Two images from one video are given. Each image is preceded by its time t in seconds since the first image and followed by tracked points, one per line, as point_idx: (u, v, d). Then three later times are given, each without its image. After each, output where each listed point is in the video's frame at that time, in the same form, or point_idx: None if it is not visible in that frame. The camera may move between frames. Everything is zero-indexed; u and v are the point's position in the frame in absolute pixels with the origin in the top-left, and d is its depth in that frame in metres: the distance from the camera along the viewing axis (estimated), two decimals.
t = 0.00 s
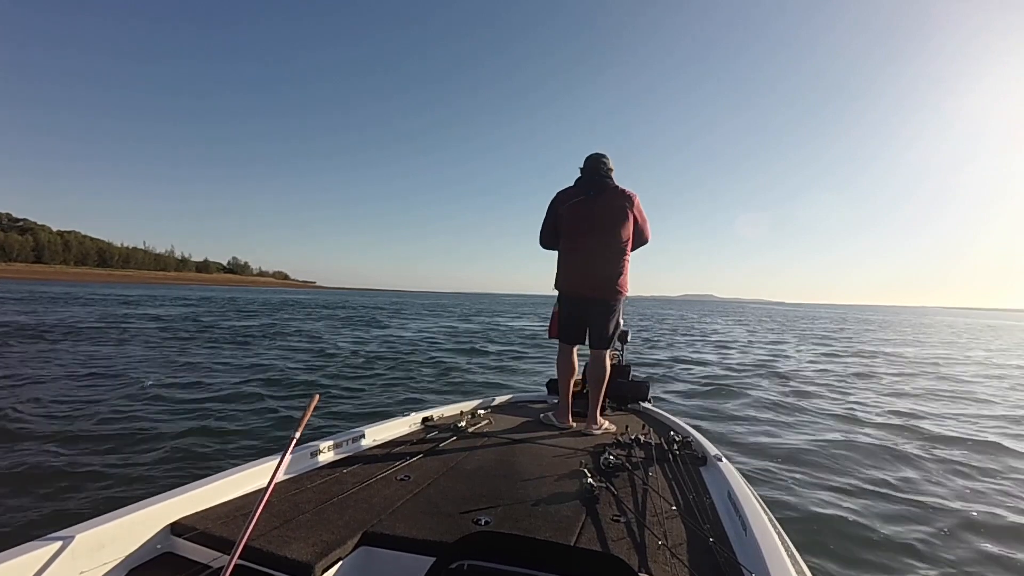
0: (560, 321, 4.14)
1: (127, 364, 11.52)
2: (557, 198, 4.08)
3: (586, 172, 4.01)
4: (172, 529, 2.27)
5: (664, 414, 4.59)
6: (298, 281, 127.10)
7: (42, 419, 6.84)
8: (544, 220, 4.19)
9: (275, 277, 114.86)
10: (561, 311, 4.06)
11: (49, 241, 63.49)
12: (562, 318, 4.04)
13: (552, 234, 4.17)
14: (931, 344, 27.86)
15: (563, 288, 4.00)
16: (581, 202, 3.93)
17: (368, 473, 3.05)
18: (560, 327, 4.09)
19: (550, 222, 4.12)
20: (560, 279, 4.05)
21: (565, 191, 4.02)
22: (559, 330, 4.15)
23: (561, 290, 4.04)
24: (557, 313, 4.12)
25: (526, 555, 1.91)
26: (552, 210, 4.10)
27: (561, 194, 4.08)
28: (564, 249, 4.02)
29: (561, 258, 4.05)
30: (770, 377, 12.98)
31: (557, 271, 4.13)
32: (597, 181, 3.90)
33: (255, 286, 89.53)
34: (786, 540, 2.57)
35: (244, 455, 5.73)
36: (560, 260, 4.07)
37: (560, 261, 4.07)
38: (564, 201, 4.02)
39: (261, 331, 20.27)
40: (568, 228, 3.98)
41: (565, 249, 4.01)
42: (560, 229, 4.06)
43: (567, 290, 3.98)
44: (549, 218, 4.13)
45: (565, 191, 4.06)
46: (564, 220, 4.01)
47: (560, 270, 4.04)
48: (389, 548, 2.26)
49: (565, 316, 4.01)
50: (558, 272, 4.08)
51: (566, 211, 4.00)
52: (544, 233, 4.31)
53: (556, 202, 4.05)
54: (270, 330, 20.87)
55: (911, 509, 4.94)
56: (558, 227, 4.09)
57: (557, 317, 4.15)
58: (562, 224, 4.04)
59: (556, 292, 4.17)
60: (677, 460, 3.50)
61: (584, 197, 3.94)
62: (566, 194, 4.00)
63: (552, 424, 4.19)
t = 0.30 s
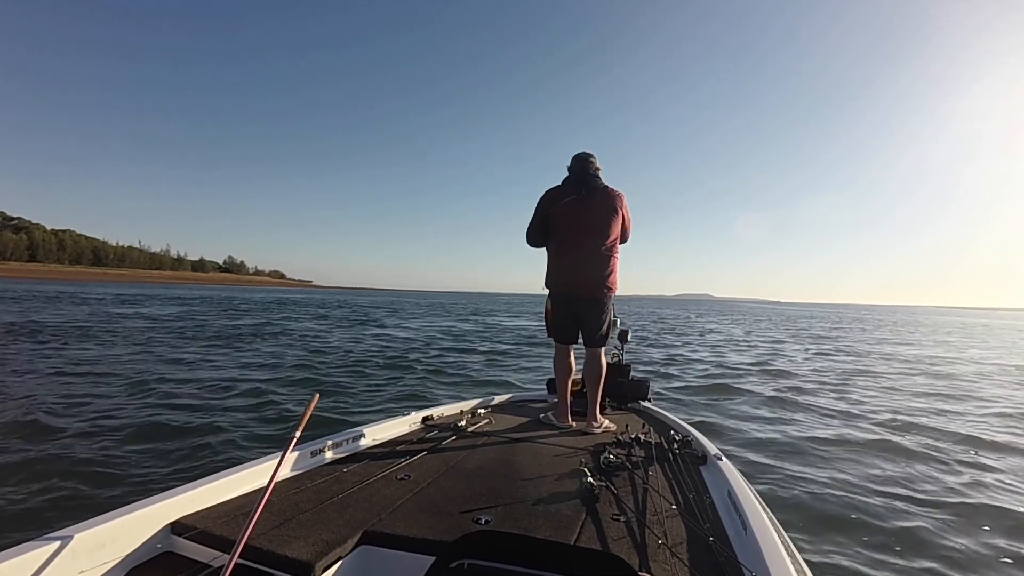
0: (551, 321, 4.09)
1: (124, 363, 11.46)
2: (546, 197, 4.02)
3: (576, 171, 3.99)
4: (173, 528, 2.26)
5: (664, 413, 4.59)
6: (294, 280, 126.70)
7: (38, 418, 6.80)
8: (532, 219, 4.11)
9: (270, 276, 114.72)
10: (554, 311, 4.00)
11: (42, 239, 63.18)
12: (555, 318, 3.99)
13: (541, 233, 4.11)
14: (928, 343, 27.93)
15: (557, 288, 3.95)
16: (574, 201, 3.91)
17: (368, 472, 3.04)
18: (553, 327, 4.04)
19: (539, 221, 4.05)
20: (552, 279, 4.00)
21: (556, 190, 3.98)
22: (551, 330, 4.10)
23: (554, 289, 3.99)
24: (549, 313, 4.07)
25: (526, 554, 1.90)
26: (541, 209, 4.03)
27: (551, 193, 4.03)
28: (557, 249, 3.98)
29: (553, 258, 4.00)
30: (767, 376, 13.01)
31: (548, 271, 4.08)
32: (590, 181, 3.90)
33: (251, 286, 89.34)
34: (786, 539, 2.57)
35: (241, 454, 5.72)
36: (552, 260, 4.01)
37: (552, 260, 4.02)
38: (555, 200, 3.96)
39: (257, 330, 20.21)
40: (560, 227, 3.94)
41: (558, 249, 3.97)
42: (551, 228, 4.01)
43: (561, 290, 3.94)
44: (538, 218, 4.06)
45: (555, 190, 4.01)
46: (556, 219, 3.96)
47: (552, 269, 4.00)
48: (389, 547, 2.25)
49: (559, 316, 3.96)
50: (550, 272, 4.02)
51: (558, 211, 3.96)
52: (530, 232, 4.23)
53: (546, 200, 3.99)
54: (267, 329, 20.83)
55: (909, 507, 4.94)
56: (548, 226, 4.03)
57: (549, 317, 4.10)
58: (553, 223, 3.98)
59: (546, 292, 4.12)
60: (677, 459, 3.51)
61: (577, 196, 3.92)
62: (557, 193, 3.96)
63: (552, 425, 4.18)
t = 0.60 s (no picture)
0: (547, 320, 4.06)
1: (122, 362, 11.43)
2: (542, 195, 3.96)
3: (571, 171, 3.97)
4: (172, 529, 2.26)
5: (663, 413, 4.60)
6: (293, 279, 126.45)
7: (36, 416, 6.78)
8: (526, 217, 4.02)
9: (268, 275, 114.55)
10: (553, 311, 3.97)
11: (39, 236, 62.97)
12: (553, 318, 3.95)
13: (536, 232, 4.04)
14: (926, 346, 27.97)
15: (556, 288, 3.92)
16: (573, 201, 3.89)
17: (368, 473, 3.04)
18: (550, 327, 4.00)
19: (535, 220, 3.98)
20: (551, 279, 3.95)
21: (553, 189, 3.93)
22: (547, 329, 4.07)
23: (552, 289, 3.95)
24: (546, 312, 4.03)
25: (526, 555, 1.90)
26: (538, 207, 3.96)
27: (547, 191, 3.96)
28: (555, 249, 3.94)
29: (550, 257, 3.97)
30: (765, 378, 13.03)
31: (544, 270, 4.03)
32: (588, 181, 3.90)
33: (248, 284, 89.21)
34: (786, 540, 2.58)
35: (240, 454, 5.71)
36: (549, 259, 3.97)
37: (550, 260, 3.98)
38: (552, 200, 3.91)
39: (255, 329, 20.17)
40: (559, 227, 3.91)
41: (556, 249, 3.94)
42: (549, 228, 3.96)
43: (561, 290, 3.91)
44: (534, 216, 3.98)
45: (551, 189, 3.95)
46: (554, 219, 3.92)
47: (550, 269, 3.96)
48: (389, 548, 2.25)
49: (558, 315, 3.93)
50: (547, 272, 3.99)
51: (556, 210, 3.91)
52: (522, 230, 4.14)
53: (543, 199, 3.93)
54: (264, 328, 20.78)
55: (909, 510, 4.95)
56: (545, 225, 3.98)
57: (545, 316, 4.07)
58: (551, 222, 3.94)
59: (541, 291, 4.08)
60: (676, 460, 3.52)
61: (576, 196, 3.90)
62: (555, 193, 3.91)
63: (552, 425, 4.19)
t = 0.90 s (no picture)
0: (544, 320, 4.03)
1: (119, 360, 11.39)
2: (542, 194, 3.91)
3: (570, 171, 3.97)
4: (172, 528, 2.26)
5: (663, 413, 4.60)
6: (291, 277, 126.15)
7: (33, 414, 6.75)
8: (524, 216, 3.95)
9: (266, 273, 114.32)
10: (551, 310, 3.93)
11: (35, 233, 62.73)
12: (552, 318, 3.92)
13: (534, 231, 3.99)
14: (924, 348, 28.01)
15: (557, 288, 3.89)
16: (574, 201, 3.89)
17: (367, 473, 3.04)
18: (547, 327, 3.97)
19: (535, 219, 3.92)
20: (550, 278, 3.92)
21: (553, 189, 3.90)
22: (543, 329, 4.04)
23: (552, 289, 3.92)
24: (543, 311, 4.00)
25: (526, 555, 1.90)
26: (538, 206, 3.91)
27: (546, 190, 3.92)
28: (555, 248, 3.92)
29: (550, 257, 3.93)
30: (763, 379, 13.05)
31: (541, 269, 3.99)
32: (588, 182, 3.92)
33: (246, 282, 89.01)
34: (785, 540, 2.58)
35: (239, 453, 5.71)
36: (549, 258, 3.94)
37: (549, 259, 3.94)
38: (553, 199, 3.89)
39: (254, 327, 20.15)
40: (560, 227, 3.89)
41: (556, 248, 3.91)
42: (549, 227, 3.92)
43: (561, 290, 3.89)
44: (534, 215, 3.92)
45: (551, 188, 3.92)
46: (555, 218, 3.89)
47: (549, 269, 3.92)
48: (389, 547, 2.25)
49: (558, 315, 3.90)
50: (546, 271, 3.95)
51: (557, 210, 3.89)
52: (518, 228, 4.07)
53: (543, 198, 3.89)
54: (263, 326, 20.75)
55: (908, 511, 4.95)
56: (545, 224, 3.94)
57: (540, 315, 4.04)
58: (551, 222, 3.91)
59: (538, 290, 4.03)
60: (676, 460, 3.52)
61: (576, 196, 3.91)
62: (555, 192, 3.89)
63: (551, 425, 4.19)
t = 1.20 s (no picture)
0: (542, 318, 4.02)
1: (117, 359, 11.35)
2: (542, 193, 3.89)
3: (569, 170, 3.97)
4: (170, 527, 2.25)
5: (661, 412, 4.60)
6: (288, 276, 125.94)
7: (30, 414, 6.73)
8: (523, 214, 3.93)
9: (264, 272, 114.11)
10: (551, 309, 3.92)
11: (31, 232, 62.51)
12: (552, 317, 3.90)
13: (533, 230, 3.96)
14: (922, 347, 28.09)
15: (557, 286, 3.88)
16: (574, 201, 3.89)
17: (365, 472, 3.03)
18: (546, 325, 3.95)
19: (535, 218, 3.91)
20: (551, 277, 3.90)
21: (553, 188, 3.89)
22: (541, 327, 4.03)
23: (552, 288, 3.90)
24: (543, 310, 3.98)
25: (525, 554, 1.89)
26: (537, 205, 3.89)
27: (546, 189, 3.90)
28: (555, 247, 3.91)
29: (550, 256, 3.92)
30: (762, 378, 13.05)
31: (540, 268, 3.97)
32: (588, 182, 3.92)
33: (243, 281, 88.81)
34: (785, 539, 2.59)
35: (237, 452, 5.68)
36: (548, 257, 3.92)
37: (548, 258, 3.93)
38: (553, 199, 3.88)
39: (252, 327, 20.09)
40: (560, 226, 3.88)
41: (557, 247, 3.90)
42: (549, 226, 3.91)
43: (562, 288, 3.88)
44: (534, 213, 3.90)
45: (550, 187, 3.90)
46: (556, 218, 3.88)
47: (549, 267, 3.91)
48: (387, 547, 2.25)
49: (557, 314, 3.89)
50: (545, 269, 3.93)
51: (558, 209, 3.88)
52: (516, 226, 4.03)
53: (543, 197, 3.87)
54: (261, 326, 20.67)
55: (906, 510, 4.95)
56: (545, 223, 3.92)
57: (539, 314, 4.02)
58: (551, 221, 3.90)
59: (537, 289, 4.01)
60: (675, 459, 3.52)
61: (576, 196, 3.91)
62: (556, 192, 3.88)
63: (550, 425, 4.18)
